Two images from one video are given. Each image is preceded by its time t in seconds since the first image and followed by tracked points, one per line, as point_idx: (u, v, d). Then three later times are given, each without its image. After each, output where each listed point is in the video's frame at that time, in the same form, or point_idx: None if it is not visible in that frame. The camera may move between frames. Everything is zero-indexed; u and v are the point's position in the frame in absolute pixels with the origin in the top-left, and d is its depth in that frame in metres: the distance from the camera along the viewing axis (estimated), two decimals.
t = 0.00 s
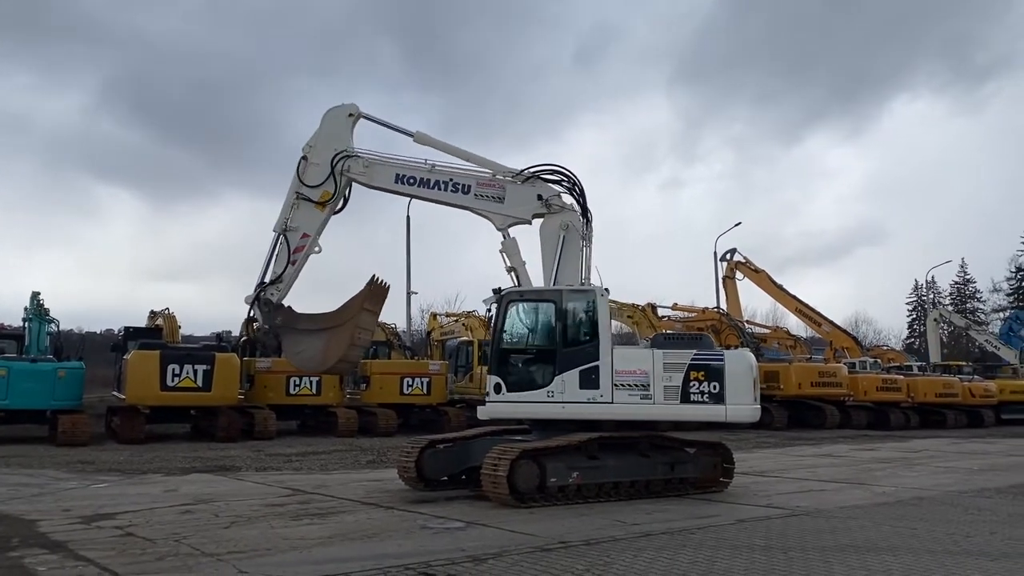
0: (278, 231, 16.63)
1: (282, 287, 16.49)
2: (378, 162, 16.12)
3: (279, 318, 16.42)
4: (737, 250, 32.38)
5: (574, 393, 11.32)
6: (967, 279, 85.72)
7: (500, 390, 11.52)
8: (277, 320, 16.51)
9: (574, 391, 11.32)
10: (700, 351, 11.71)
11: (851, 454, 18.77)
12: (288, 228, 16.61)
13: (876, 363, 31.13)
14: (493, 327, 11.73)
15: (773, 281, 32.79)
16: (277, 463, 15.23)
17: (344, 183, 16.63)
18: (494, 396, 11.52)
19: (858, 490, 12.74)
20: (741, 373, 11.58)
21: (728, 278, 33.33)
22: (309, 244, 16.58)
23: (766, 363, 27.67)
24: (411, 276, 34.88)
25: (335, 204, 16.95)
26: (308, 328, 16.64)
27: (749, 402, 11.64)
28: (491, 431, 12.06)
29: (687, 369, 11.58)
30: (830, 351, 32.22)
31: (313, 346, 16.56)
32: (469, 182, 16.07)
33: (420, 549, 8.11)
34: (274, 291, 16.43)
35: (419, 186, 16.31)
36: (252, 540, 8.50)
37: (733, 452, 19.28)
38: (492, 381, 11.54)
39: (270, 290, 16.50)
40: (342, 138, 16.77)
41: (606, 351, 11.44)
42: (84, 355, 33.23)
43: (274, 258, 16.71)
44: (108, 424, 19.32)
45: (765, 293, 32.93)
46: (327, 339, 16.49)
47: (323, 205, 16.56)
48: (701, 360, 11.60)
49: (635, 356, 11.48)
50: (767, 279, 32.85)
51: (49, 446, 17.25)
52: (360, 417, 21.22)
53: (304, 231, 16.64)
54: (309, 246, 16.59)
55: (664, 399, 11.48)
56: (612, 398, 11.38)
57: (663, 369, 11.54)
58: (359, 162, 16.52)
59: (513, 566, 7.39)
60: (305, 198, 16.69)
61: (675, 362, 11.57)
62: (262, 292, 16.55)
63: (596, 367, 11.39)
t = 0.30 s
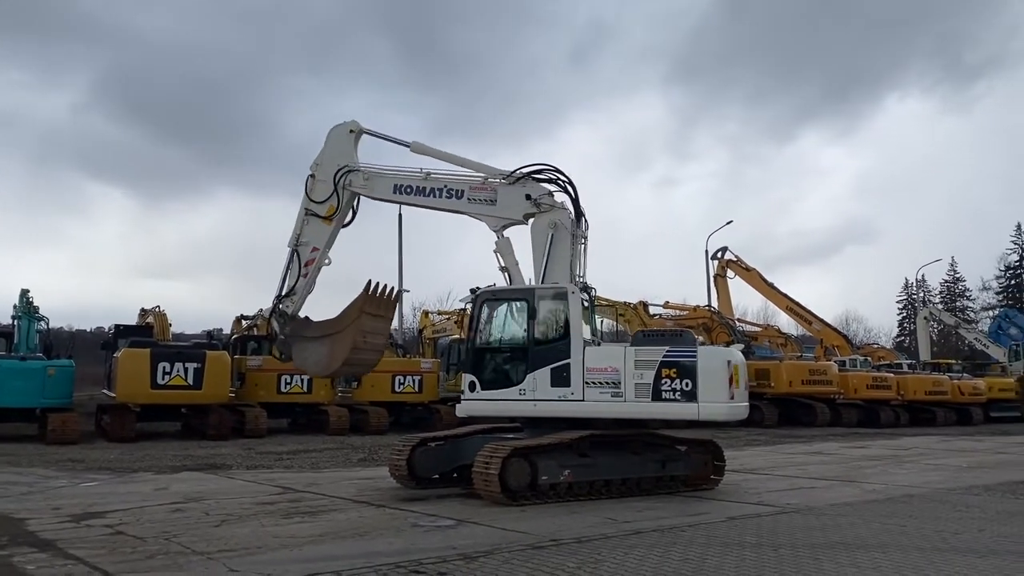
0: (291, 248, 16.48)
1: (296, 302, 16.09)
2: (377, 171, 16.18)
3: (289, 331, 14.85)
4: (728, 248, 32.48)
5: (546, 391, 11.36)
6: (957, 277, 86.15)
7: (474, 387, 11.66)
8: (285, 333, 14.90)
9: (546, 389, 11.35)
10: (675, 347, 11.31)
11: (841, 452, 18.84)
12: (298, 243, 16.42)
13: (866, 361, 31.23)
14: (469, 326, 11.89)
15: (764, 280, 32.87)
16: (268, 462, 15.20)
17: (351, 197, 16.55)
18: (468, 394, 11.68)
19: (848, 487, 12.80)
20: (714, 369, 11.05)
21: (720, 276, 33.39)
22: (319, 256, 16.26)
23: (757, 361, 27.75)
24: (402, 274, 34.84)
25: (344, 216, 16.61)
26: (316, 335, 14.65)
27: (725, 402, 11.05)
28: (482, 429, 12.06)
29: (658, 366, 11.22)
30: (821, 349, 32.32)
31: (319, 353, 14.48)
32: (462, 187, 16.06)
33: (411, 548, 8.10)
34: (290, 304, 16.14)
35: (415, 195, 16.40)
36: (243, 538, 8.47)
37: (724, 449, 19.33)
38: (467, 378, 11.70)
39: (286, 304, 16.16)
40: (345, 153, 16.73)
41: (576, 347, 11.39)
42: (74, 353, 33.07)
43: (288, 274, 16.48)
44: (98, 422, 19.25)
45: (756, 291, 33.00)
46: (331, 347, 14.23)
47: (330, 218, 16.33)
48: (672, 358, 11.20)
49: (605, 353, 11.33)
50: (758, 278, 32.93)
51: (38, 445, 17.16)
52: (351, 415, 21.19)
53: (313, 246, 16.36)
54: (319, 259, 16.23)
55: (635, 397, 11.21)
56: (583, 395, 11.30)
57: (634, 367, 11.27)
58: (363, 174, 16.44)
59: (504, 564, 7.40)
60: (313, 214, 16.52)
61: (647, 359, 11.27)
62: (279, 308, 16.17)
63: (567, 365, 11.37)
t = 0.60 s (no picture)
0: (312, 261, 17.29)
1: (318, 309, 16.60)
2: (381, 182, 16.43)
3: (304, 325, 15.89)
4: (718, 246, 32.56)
5: (517, 388, 11.42)
6: (946, 276, 86.56)
7: (452, 385, 11.85)
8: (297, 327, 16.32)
9: (517, 386, 11.41)
10: (641, 344, 11.09)
11: (830, 449, 18.92)
12: (317, 256, 17.21)
13: (856, 359, 31.34)
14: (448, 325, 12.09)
15: (754, 278, 32.96)
16: (258, 460, 15.16)
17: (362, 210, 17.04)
18: (446, 391, 11.90)
19: (837, 485, 12.86)
20: (677, 366, 10.80)
21: (710, 274, 33.47)
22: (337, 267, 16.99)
23: (747, 359, 27.83)
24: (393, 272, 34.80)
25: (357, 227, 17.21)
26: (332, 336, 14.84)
27: (689, 400, 10.79)
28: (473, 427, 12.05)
29: (623, 363, 11.04)
30: (810, 347, 32.43)
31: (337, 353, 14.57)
32: (459, 192, 16.02)
33: (401, 545, 8.10)
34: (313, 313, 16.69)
35: (417, 203, 16.44)
36: (232, 536, 8.45)
37: (714, 447, 19.41)
38: (445, 376, 11.90)
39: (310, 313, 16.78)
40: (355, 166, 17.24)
41: (545, 344, 11.38)
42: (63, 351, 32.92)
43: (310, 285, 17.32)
44: (87, 420, 19.17)
45: (747, 289, 33.10)
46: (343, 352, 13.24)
47: (343, 229, 16.96)
48: (638, 354, 11.00)
49: (572, 350, 11.26)
50: (748, 276, 33.02)
51: (26, 443, 17.07)
52: (342, 413, 21.16)
53: (330, 258, 17.11)
54: (336, 271, 16.98)
55: (602, 394, 11.09)
56: (552, 393, 11.30)
57: (601, 363, 11.16)
58: (368, 187, 16.91)
59: (494, 561, 7.41)
60: (329, 227, 17.25)
61: (613, 355, 11.13)
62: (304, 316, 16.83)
63: (537, 362, 11.38)
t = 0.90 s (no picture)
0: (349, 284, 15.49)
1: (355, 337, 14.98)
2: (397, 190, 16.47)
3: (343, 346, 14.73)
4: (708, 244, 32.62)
5: (490, 385, 11.47)
6: (934, 274, 86.98)
7: (434, 383, 12.00)
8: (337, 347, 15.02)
9: (490, 383, 11.47)
10: (602, 341, 11.00)
11: (819, 447, 19.00)
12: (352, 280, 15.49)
13: (845, 357, 31.48)
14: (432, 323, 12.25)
15: (744, 276, 33.03)
16: (248, 457, 15.11)
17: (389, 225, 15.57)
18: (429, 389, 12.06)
19: (825, 482, 12.91)
20: (633, 362, 10.70)
21: (700, 272, 33.54)
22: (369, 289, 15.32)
23: (737, 357, 27.92)
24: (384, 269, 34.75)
25: (374, 237, 18.96)
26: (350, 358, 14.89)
27: (646, 398, 10.71)
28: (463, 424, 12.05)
29: (585, 360, 10.96)
30: (800, 345, 32.54)
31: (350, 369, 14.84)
32: (459, 196, 16.40)
33: (392, 543, 8.09)
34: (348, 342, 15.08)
35: (423, 208, 17.39)
36: (222, 534, 8.41)
37: (704, 444, 19.47)
38: (428, 374, 12.06)
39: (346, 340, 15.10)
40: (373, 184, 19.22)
41: (515, 341, 11.38)
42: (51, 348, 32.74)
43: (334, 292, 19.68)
44: (76, 418, 19.08)
45: (737, 288, 33.19)
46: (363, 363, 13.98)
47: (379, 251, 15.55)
48: (598, 351, 10.91)
49: (537, 347, 11.23)
50: (739, 274, 33.09)
51: (13, 441, 16.97)
52: (332, 411, 21.13)
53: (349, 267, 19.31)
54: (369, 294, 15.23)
55: (566, 391, 11.04)
56: (521, 390, 11.30)
57: (564, 360, 11.11)
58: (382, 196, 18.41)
59: (483, 558, 7.40)
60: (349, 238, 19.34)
61: (575, 352, 11.06)
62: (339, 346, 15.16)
63: (506, 359, 11.40)
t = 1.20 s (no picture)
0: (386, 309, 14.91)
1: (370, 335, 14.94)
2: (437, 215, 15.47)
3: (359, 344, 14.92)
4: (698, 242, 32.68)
5: (465, 382, 11.61)
6: (923, 272, 87.37)
7: (421, 380, 12.22)
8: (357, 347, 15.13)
9: (465, 381, 11.61)
10: (556, 338, 10.96)
11: (809, 444, 19.04)
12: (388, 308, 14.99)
13: (835, 354, 31.60)
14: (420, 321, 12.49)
15: (734, 274, 33.11)
16: (237, 455, 15.06)
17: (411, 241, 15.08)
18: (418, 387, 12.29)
19: (814, 479, 12.97)
20: (579, 360, 10.63)
21: (691, 270, 33.60)
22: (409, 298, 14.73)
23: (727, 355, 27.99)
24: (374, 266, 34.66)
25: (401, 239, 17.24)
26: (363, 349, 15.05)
27: (593, 396, 10.61)
28: (453, 421, 12.05)
29: (539, 357, 10.95)
30: (790, 343, 32.66)
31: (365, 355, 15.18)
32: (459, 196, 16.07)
33: (382, 540, 8.08)
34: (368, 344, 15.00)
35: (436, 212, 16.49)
36: (211, 531, 8.39)
37: (694, 441, 19.50)
38: (416, 372, 12.29)
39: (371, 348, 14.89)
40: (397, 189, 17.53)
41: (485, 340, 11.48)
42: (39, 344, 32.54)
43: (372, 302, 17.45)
44: (64, 415, 18.97)
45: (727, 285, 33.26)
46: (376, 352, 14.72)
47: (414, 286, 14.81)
48: (551, 348, 10.86)
49: (502, 345, 11.33)
50: (729, 272, 33.16)
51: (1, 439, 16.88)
52: (323, 408, 21.10)
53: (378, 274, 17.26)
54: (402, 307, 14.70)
55: (525, 388, 11.06)
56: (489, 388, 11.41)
57: (524, 357, 11.12)
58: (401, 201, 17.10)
59: (473, 556, 7.40)
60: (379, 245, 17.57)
61: (532, 349, 11.06)
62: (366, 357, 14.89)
63: (478, 357, 11.52)
